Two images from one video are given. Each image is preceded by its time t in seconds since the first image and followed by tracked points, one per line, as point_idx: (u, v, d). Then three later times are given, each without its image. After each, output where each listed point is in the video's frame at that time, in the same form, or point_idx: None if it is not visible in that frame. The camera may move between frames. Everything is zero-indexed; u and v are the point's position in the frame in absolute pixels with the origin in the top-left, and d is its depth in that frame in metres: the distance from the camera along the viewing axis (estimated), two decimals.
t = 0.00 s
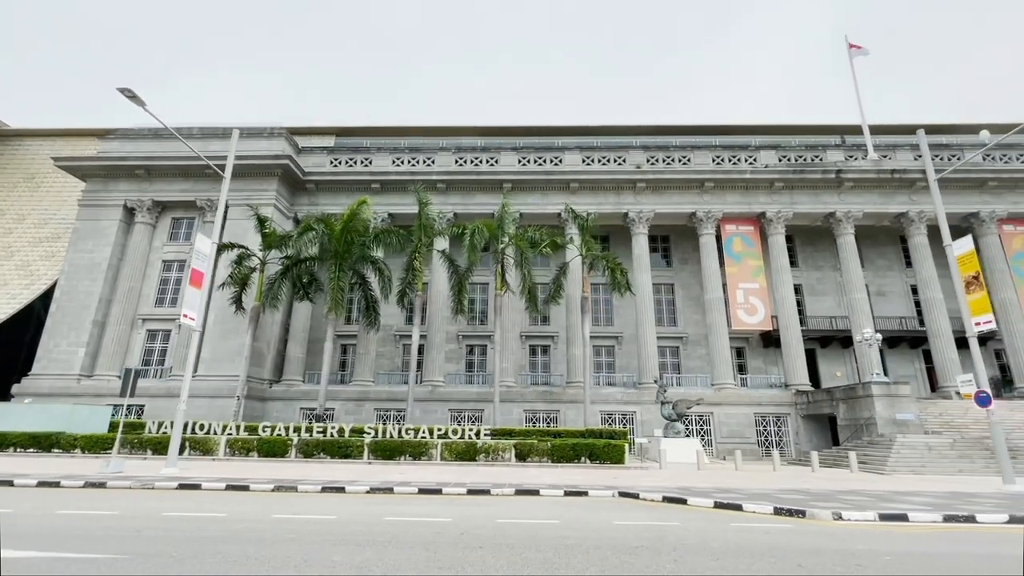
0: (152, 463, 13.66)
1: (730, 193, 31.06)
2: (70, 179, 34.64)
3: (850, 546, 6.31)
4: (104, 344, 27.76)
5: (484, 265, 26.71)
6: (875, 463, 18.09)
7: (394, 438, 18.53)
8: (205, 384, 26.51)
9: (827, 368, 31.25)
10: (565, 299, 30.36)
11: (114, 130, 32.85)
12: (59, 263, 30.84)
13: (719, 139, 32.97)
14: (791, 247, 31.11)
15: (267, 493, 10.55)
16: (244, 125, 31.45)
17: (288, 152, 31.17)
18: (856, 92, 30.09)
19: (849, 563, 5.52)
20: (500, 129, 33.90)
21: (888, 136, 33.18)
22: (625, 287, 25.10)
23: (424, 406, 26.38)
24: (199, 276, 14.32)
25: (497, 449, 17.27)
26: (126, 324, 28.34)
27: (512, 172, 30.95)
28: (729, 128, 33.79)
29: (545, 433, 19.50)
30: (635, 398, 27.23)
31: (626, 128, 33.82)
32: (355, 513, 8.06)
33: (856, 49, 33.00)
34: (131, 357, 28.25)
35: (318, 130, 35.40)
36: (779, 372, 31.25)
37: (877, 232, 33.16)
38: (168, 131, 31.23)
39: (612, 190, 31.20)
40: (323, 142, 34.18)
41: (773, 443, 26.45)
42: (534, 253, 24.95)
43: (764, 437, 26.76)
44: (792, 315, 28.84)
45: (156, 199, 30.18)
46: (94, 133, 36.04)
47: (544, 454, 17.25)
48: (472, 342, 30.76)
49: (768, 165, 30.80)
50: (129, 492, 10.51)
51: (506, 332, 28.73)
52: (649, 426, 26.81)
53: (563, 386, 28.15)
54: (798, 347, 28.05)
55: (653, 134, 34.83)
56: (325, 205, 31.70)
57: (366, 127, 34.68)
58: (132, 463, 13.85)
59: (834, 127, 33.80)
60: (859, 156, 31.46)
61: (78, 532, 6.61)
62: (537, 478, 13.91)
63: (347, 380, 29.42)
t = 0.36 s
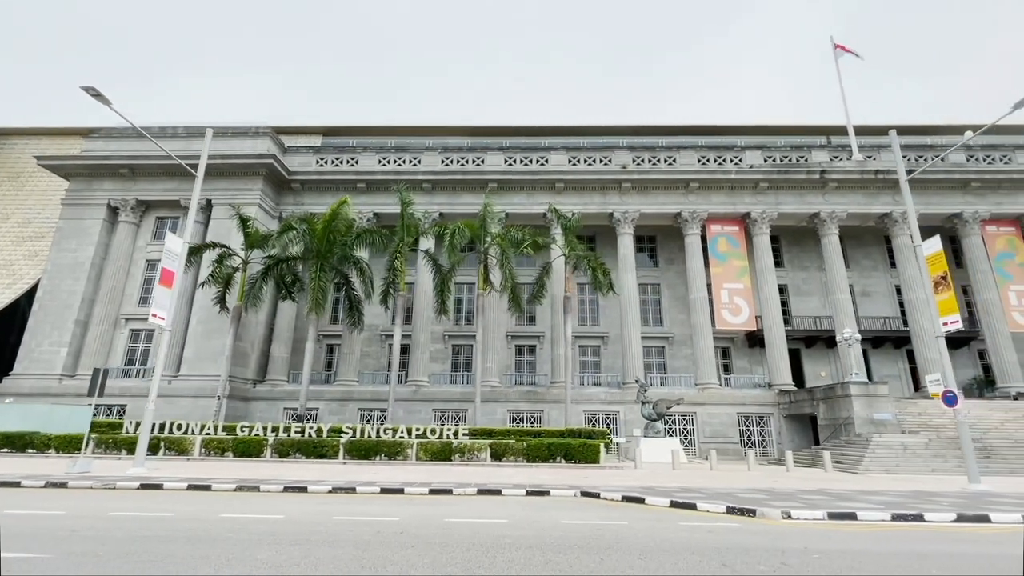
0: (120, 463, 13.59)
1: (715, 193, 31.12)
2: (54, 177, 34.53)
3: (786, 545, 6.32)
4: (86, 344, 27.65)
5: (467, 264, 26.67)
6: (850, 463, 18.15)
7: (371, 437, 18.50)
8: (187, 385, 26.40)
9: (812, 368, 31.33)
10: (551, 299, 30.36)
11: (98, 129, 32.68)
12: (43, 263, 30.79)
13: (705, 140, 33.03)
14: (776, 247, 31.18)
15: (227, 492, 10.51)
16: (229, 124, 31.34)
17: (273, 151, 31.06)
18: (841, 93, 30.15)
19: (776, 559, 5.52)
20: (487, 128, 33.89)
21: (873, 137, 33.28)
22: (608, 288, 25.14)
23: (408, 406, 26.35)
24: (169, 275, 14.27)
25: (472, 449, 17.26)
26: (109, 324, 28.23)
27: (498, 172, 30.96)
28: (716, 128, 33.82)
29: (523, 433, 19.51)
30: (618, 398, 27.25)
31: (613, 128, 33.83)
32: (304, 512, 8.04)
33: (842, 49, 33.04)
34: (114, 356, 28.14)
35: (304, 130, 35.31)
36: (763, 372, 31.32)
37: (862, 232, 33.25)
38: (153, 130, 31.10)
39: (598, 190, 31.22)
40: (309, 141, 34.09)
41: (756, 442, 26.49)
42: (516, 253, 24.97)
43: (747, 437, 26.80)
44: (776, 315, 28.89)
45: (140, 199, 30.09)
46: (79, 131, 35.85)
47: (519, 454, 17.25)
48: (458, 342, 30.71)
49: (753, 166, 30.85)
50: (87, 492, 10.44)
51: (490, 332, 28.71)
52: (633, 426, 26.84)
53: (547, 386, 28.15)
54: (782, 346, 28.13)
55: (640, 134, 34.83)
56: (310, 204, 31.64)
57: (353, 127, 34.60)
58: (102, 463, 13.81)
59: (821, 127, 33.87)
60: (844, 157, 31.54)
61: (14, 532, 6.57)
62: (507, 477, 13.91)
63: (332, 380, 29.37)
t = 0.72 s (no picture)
0: (85, 463, 13.52)
1: (699, 193, 31.16)
2: (37, 176, 34.35)
3: (714, 543, 6.32)
4: (66, 343, 27.50)
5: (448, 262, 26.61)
6: (823, 462, 18.18)
7: (345, 436, 18.45)
8: (167, 384, 26.28)
9: (796, 368, 31.40)
10: (535, 299, 30.35)
11: (81, 127, 32.49)
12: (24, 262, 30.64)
13: (690, 140, 33.08)
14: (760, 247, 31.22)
15: (182, 491, 10.44)
16: (213, 123, 31.20)
17: (257, 150, 30.94)
18: (825, 94, 30.19)
19: (696, 557, 5.53)
20: (472, 128, 33.85)
21: (858, 138, 33.36)
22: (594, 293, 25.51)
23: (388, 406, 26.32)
24: (134, 274, 14.21)
25: (446, 448, 17.22)
26: (90, 323, 28.09)
27: (483, 172, 30.94)
28: (701, 129, 33.85)
29: (499, 433, 19.49)
30: (600, 397, 27.25)
31: (598, 128, 33.83)
32: (248, 511, 8.00)
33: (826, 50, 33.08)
34: (95, 356, 28.01)
35: (290, 129, 35.18)
36: (747, 371, 31.37)
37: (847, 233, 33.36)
38: (136, 128, 30.94)
39: (582, 190, 31.23)
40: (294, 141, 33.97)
41: (738, 442, 26.51)
42: (497, 252, 24.97)
43: (729, 437, 26.82)
44: (759, 315, 28.93)
45: (123, 197, 29.96)
46: (62, 129, 35.61)
47: (492, 454, 17.21)
48: (442, 343, 30.64)
49: (737, 166, 30.89)
50: (40, 491, 10.36)
51: (473, 331, 28.67)
52: (614, 426, 26.85)
53: (530, 386, 28.13)
54: (764, 345, 28.18)
55: (626, 134, 34.82)
56: (294, 204, 31.55)
57: (338, 126, 34.50)
58: (66, 463, 13.73)
59: (806, 127, 33.93)
60: (829, 157, 31.59)
61: None
62: (475, 476, 13.88)
63: (315, 379, 29.30)
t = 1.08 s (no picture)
0: (49, 463, 13.40)
1: (683, 193, 31.22)
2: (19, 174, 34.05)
3: (648, 542, 6.33)
4: (46, 342, 27.32)
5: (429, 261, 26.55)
6: (798, 462, 18.25)
7: (321, 436, 18.39)
8: (147, 384, 26.14)
9: (780, 367, 31.49)
10: (520, 298, 30.34)
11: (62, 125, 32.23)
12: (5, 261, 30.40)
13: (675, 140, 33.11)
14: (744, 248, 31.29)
15: (138, 491, 10.36)
16: (197, 121, 31.01)
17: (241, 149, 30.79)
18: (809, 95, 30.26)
19: (622, 555, 5.53)
20: (457, 127, 33.80)
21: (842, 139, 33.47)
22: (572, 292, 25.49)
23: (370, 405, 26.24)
24: (101, 272, 14.17)
25: (420, 448, 17.18)
26: (70, 323, 27.92)
27: (468, 171, 30.89)
28: (687, 129, 33.88)
29: (476, 432, 19.48)
30: (583, 397, 27.27)
31: (584, 128, 33.83)
32: (194, 511, 7.95)
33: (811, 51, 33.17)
34: (75, 355, 27.85)
35: (275, 128, 35.03)
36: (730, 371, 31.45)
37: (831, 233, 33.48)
38: (118, 126, 30.73)
39: (567, 189, 31.23)
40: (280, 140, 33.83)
41: (719, 442, 26.58)
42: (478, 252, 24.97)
43: (710, 437, 26.88)
44: (742, 316, 29.02)
45: (104, 196, 29.80)
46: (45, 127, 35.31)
47: (466, 453, 17.18)
48: (427, 342, 30.59)
49: (722, 166, 30.95)
50: None
51: (457, 331, 28.64)
52: (596, 426, 26.89)
53: (513, 386, 28.12)
54: (747, 346, 28.25)
55: (613, 134, 34.81)
56: (278, 203, 31.44)
57: (324, 125, 34.38)
58: (32, 462, 13.62)
59: (791, 128, 34.01)
60: (813, 158, 31.67)
61: None
62: (444, 476, 13.85)
63: (298, 379, 29.21)
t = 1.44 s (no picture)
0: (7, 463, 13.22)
1: (665, 193, 31.30)
2: None
3: (577, 541, 6.33)
4: (20, 341, 27.01)
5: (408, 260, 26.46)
6: (769, 461, 18.34)
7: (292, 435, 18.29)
8: (123, 383, 25.91)
9: (761, 367, 31.62)
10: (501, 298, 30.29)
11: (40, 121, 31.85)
12: None
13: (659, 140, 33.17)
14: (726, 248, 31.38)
15: (89, 491, 10.25)
16: (177, 119, 30.76)
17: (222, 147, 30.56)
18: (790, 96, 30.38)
19: (542, 554, 5.52)
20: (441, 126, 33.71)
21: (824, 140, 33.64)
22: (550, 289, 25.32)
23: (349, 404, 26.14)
24: (63, 270, 14.05)
25: (390, 447, 17.12)
26: (46, 321, 27.64)
27: (450, 170, 30.84)
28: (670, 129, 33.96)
29: (450, 432, 19.44)
30: (563, 396, 27.30)
31: (567, 128, 33.83)
32: (133, 511, 7.89)
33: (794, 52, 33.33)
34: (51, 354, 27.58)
35: (258, 125, 34.79)
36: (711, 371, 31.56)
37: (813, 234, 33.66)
38: (97, 123, 30.43)
39: (550, 189, 31.24)
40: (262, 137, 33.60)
41: (698, 442, 26.67)
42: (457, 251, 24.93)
43: (689, 436, 26.97)
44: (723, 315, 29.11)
45: (82, 193, 29.53)
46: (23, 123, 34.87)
47: (436, 453, 17.13)
48: (408, 341, 30.51)
49: (704, 166, 31.05)
50: None
51: (437, 330, 28.59)
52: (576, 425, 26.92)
53: (493, 385, 28.12)
54: (727, 345, 28.34)
55: (597, 134, 34.83)
56: (259, 201, 31.25)
57: (307, 123, 34.18)
58: None
59: (774, 129, 34.14)
60: (795, 158, 31.81)
61: None
62: (408, 475, 13.78)
63: (278, 378, 29.07)
